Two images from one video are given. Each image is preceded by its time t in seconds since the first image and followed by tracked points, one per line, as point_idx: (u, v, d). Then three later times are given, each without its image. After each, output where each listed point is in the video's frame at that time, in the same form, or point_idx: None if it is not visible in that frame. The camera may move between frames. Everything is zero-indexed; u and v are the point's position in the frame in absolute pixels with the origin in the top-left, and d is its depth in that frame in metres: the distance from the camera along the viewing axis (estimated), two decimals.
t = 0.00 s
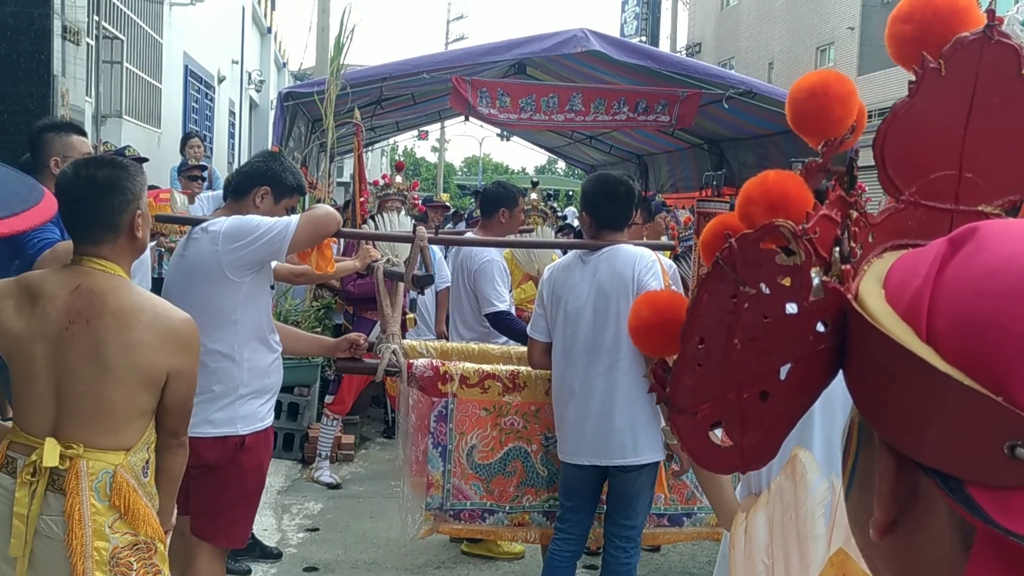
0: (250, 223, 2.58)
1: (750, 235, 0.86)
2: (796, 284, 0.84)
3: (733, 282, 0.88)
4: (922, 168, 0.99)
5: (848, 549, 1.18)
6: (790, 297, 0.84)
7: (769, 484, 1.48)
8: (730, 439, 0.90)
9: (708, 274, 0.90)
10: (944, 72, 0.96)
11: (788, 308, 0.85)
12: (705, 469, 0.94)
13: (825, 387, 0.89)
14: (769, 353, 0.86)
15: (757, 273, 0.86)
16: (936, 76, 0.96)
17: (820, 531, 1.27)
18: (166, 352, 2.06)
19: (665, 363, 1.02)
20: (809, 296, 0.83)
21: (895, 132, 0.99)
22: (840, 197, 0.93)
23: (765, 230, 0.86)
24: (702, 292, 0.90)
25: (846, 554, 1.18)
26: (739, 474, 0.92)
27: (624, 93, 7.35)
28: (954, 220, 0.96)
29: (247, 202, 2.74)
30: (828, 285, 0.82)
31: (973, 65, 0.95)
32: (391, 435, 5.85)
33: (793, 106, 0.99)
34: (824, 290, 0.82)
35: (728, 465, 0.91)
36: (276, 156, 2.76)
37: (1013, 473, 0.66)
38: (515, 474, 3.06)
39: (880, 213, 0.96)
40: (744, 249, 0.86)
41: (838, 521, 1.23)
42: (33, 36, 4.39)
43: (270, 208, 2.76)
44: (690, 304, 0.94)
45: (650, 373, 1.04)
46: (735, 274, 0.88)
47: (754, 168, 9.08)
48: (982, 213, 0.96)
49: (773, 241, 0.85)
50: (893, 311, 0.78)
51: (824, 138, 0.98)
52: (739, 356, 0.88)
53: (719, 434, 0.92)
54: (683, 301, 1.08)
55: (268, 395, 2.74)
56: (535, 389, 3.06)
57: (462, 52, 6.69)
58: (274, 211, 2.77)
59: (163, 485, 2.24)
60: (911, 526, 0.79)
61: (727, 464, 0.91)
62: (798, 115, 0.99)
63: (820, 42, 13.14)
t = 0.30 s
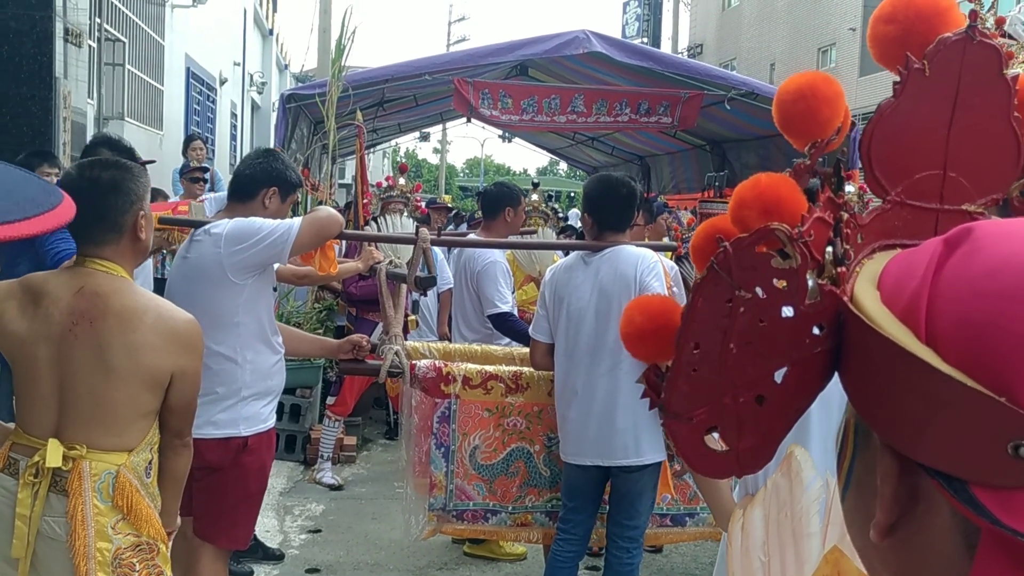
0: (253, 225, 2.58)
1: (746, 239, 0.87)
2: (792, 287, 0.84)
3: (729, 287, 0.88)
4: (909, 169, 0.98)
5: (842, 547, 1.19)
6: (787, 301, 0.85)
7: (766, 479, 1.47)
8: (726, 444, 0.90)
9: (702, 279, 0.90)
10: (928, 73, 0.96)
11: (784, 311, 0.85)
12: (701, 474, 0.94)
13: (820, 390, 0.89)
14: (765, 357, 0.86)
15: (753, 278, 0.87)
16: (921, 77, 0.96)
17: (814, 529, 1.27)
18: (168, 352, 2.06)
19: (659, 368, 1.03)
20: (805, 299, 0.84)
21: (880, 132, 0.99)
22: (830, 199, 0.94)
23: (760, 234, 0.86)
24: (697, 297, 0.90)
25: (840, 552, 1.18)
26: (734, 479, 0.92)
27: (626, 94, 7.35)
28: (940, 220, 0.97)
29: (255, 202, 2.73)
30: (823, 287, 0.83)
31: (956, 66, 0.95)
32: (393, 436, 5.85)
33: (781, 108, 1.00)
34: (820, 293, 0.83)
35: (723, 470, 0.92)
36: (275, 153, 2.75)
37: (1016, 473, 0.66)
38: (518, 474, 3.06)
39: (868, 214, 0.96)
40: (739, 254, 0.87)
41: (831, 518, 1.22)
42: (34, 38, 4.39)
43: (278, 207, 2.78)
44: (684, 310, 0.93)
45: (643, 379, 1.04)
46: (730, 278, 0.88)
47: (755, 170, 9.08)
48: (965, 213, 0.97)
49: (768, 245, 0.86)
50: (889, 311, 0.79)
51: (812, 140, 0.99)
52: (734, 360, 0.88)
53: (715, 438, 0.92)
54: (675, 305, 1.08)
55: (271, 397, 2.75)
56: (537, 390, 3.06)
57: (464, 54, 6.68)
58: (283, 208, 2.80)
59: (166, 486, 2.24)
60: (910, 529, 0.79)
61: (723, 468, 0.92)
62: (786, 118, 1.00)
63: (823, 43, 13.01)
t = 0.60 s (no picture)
0: (256, 223, 2.58)
1: (749, 235, 0.87)
2: (796, 283, 0.85)
3: (732, 282, 0.88)
4: (908, 166, 0.98)
5: (850, 543, 1.21)
6: (791, 296, 0.85)
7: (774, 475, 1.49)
8: (730, 440, 0.90)
9: (705, 276, 0.90)
10: (929, 67, 0.96)
11: (788, 307, 0.85)
12: (706, 472, 0.94)
13: (824, 386, 0.89)
14: (769, 353, 0.86)
15: (757, 273, 0.87)
16: (922, 72, 0.96)
17: (823, 525, 1.29)
18: (170, 349, 2.06)
19: (662, 366, 1.03)
20: (809, 294, 0.84)
21: (882, 128, 0.99)
22: (833, 194, 0.94)
23: (764, 229, 0.87)
24: (700, 292, 0.91)
25: (849, 548, 1.20)
26: (738, 476, 0.92)
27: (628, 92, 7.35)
28: (941, 215, 0.96)
29: (257, 198, 2.72)
30: (828, 283, 0.83)
31: (956, 61, 0.95)
32: (395, 434, 5.85)
33: (782, 105, 1.00)
34: (823, 288, 0.83)
35: (727, 466, 0.91)
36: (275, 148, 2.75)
37: (1022, 467, 0.66)
38: (521, 472, 3.06)
39: (869, 209, 0.95)
40: (743, 250, 0.87)
41: (840, 515, 1.25)
42: (36, 35, 4.38)
43: (280, 203, 2.78)
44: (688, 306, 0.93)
45: (647, 377, 1.04)
46: (734, 274, 0.88)
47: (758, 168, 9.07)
48: (967, 208, 0.96)
49: (772, 241, 0.86)
50: (894, 306, 0.78)
51: (813, 136, 0.99)
52: (738, 356, 0.88)
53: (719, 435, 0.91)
54: (678, 302, 1.08)
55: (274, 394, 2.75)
56: (541, 387, 3.06)
57: (466, 52, 6.67)
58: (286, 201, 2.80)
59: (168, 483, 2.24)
60: (916, 523, 0.78)
61: (727, 465, 0.91)
62: (787, 115, 1.00)
63: (825, 41, 13.06)
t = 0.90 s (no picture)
0: (259, 218, 2.58)
1: (750, 228, 0.87)
2: (797, 277, 0.84)
3: (733, 276, 0.88)
4: (913, 160, 0.98)
5: (853, 541, 1.20)
6: (792, 290, 0.84)
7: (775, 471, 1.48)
8: (732, 436, 0.89)
9: (706, 270, 0.90)
10: (932, 61, 0.95)
11: (789, 301, 0.85)
12: (708, 468, 0.93)
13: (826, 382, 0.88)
14: (770, 348, 0.86)
15: (758, 267, 0.86)
16: (925, 66, 0.96)
17: (825, 522, 1.28)
18: (170, 344, 2.06)
19: (664, 361, 1.02)
20: (810, 288, 0.83)
21: (885, 122, 0.98)
22: (835, 189, 0.93)
23: (765, 223, 0.86)
24: (701, 287, 0.90)
25: (851, 545, 1.19)
26: (740, 472, 0.91)
27: (631, 88, 7.33)
28: (945, 210, 0.95)
29: (258, 192, 2.72)
30: (829, 277, 0.82)
31: (961, 54, 0.95)
32: (396, 430, 5.85)
33: (784, 98, 1.00)
34: (825, 282, 0.82)
35: (729, 462, 0.90)
36: (273, 140, 2.74)
37: None
38: (524, 468, 3.05)
39: (872, 204, 0.94)
40: (744, 243, 0.87)
41: (842, 512, 1.24)
42: (39, 30, 4.37)
43: (282, 194, 2.77)
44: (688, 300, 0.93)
45: (648, 372, 1.03)
46: (735, 267, 0.88)
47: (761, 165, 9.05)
48: (972, 202, 0.95)
49: (773, 234, 0.86)
50: (895, 300, 0.78)
51: (816, 130, 0.98)
52: (739, 352, 0.87)
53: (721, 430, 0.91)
54: (679, 297, 1.07)
55: (276, 389, 2.74)
56: (544, 384, 3.05)
57: (469, 47, 6.65)
58: (288, 193, 2.79)
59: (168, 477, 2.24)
60: (917, 519, 0.78)
61: (728, 460, 0.91)
62: (789, 108, 0.99)
63: (828, 38, 13.03)
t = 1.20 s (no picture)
0: (262, 214, 2.57)
1: (754, 220, 0.85)
2: (801, 270, 0.83)
3: (737, 269, 0.87)
4: (921, 153, 0.96)
5: (853, 538, 1.19)
6: (796, 283, 0.83)
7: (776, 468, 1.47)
8: (735, 430, 0.89)
9: (709, 262, 0.88)
10: (942, 53, 0.94)
11: (792, 294, 0.84)
12: (711, 462, 0.92)
13: (830, 375, 0.88)
14: (773, 341, 0.85)
15: (762, 260, 0.85)
16: (934, 58, 0.95)
17: (825, 520, 1.27)
18: (172, 340, 2.05)
19: (667, 353, 1.01)
20: (814, 282, 0.82)
21: (895, 114, 0.97)
22: (841, 181, 0.92)
23: (769, 215, 0.85)
24: (705, 279, 0.88)
25: (851, 543, 1.18)
26: (743, 466, 0.90)
27: (635, 84, 7.28)
28: (955, 204, 0.94)
29: (259, 184, 2.70)
30: (834, 270, 0.82)
31: (971, 46, 0.94)
32: (399, 425, 5.85)
33: (791, 90, 0.99)
34: (829, 275, 0.82)
35: (732, 456, 0.90)
36: (268, 131, 2.72)
37: None
38: (527, 466, 3.05)
39: (881, 197, 0.93)
40: (748, 236, 0.85)
41: (843, 510, 1.23)
42: (41, 24, 4.34)
43: (283, 184, 2.75)
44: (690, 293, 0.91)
45: (651, 365, 1.02)
46: (738, 260, 0.87)
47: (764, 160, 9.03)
48: (982, 196, 0.94)
49: (777, 227, 0.85)
50: (900, 294, 0.77)
51: (823, 122, 0.97)
52: (742, 345, 0.86)
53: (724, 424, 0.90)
54: (683, 290, 1.06)
55: (280, 385, 2.73)
56: (547, 381, 3.03)
57: (472, 42, 6.63)
58: (288, 183, 2.77)
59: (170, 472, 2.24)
60: (920, 515, 0.77)
61: (731, 455, 0.90)
62: (797, 100, 0.98)
63: (832, 33, 12.99)
